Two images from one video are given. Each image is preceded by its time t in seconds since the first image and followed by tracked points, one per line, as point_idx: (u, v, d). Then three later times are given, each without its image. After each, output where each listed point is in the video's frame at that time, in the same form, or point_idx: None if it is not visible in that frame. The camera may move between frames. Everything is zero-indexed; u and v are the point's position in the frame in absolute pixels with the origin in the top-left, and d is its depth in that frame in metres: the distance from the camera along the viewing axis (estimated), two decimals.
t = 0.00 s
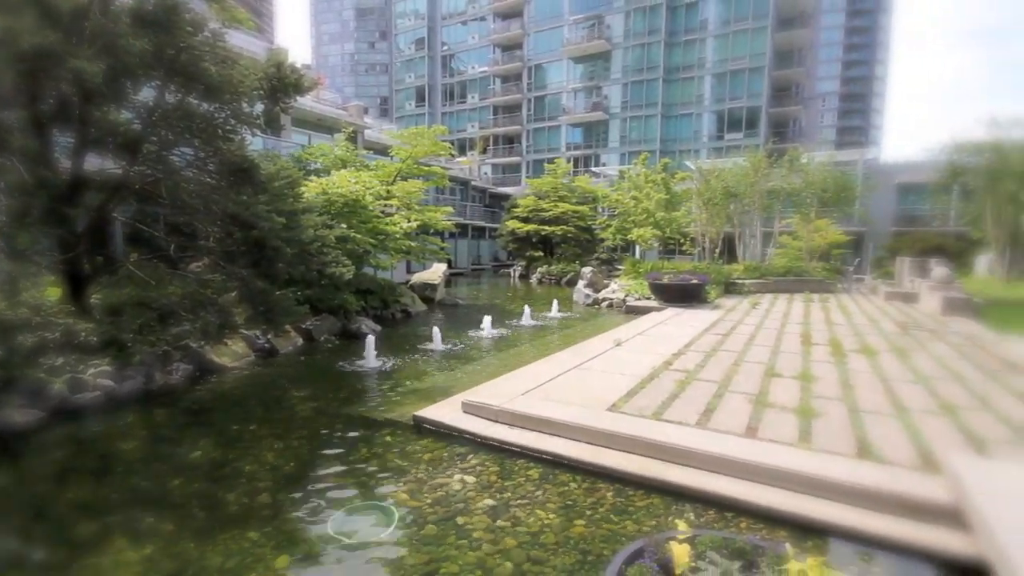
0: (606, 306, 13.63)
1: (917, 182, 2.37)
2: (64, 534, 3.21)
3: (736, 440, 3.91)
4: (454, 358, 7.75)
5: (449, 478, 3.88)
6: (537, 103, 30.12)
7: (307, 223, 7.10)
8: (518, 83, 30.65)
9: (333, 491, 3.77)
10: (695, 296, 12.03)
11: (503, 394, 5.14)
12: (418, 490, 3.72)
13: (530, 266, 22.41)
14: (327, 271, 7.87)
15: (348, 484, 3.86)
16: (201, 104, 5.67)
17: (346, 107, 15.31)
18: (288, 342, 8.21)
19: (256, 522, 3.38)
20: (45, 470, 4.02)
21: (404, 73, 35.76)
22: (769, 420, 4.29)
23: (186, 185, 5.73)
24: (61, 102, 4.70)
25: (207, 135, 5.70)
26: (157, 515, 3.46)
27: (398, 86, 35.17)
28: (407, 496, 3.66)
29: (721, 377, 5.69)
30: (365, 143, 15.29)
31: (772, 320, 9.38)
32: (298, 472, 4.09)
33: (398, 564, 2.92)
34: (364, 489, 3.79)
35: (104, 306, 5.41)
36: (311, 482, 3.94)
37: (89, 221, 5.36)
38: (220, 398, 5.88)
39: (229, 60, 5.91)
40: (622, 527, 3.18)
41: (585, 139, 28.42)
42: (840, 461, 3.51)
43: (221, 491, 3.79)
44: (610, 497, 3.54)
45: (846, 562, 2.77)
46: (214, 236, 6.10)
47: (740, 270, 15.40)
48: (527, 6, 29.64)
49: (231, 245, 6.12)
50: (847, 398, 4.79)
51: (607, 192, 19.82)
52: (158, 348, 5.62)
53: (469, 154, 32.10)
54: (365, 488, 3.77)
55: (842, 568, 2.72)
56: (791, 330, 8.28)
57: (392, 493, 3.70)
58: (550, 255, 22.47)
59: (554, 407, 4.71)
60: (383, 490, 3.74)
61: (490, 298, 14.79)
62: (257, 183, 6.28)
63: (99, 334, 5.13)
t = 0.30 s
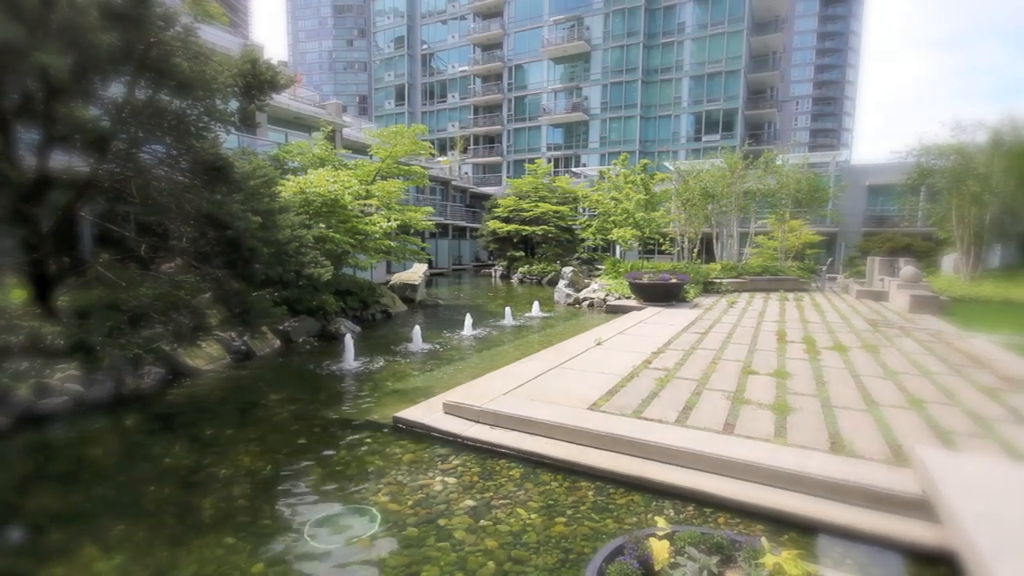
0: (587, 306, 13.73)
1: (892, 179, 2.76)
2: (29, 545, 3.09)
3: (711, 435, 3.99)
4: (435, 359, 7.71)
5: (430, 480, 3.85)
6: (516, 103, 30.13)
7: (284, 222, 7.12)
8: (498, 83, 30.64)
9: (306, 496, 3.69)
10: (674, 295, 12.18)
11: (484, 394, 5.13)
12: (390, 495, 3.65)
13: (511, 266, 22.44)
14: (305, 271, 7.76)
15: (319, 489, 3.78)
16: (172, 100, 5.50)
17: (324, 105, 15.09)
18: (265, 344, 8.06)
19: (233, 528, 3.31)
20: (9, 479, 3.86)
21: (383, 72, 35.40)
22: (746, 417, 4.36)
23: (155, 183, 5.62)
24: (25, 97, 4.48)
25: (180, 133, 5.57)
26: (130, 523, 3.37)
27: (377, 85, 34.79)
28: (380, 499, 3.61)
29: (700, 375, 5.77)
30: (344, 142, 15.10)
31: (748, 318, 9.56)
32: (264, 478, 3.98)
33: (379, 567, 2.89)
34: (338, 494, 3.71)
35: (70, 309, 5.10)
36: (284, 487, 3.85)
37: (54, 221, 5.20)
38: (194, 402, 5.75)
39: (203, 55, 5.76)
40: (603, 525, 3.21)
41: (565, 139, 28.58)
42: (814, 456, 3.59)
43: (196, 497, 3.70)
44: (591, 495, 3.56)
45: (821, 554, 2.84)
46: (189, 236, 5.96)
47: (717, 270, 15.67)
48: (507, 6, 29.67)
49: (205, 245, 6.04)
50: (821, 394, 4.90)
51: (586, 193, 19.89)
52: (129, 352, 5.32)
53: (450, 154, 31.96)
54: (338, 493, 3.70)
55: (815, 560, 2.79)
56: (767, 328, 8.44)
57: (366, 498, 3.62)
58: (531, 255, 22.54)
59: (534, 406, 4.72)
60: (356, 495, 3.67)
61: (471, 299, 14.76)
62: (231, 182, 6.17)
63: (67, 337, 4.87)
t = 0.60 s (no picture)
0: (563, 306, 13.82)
1: (855, 181, 2.99)
2: None
3: (684, 432, 4.06)
4: (411, 360, 7.65)
5: (406, 483, 3.81)
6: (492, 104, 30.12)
7: (254, 222, 7.03)
8: (473, 83, 30.58)
9: (312, 498, 3.64)
10: (648, 295, 12.34)
11: (461, 395, 5.10)
12: (405, 494, 3.64)
13: (487, 266, 22.42)
14: (276, 273, 7.60)
15: (329, 490, 3.75)
16: (136, 96, 5.30)
17: (296, 103, 14.77)
18: (235, 347, 7.85)
19: (201, 538, 3.21)
20: None
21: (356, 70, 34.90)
22: (718, 414, 4.45)
23: (119, 182, 5.30)
24: None
25: (145, 130, 5.37)
26: (92, 534, 3.24)
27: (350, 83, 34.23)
28: (388, 499, 3.60)
29: (674, 374, 5.86)
30: (316, 141, 14.86)
31: (720, 317, 9.75)
32: (272, 479, 3.95)
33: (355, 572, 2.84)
34: (347, 497, 3.66)
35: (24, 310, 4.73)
36: (282, 493, 3.78)
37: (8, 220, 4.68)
38: (161, 408, 5.57)
39: (168, 50, 5.56)
40: (580, 524, 3.23)
41: (541, 140, 28.71)
42: (785, 451, 3.67)
43: (163, 505, 3.58)
44: (568, 494, 3.58)
45: (792, 547, 2.91)
46: (154, 236, 5.73)
47: (690, 270, 15.98)
48: (482, 7, 29.66)
49: (171, 246, 5.88)
50: (790, 390, 5.03)
51: (562, 194, 20.03)
52: (90, 357, 4.98)
53: (425, 154, 31.73)
54: (350, 494, 3.66)
55: (785, 552, 2.86)
56: (737, 327, 8.63)
57: (377, 499, 3.60)
58: (508, 255, 22.56)
59: (511, 407, 4.72)
60: (368, 496, 3.64)
61: (448, 299, 14.69)
62: (197, 181, 6.03)
63: (21, 342, 4.56)
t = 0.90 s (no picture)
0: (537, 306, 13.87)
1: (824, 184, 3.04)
2: None
3: (654, 429, 4.13)
4: (384, 362, 7.57)
5: (379, 486, 3.76)
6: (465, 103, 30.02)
7: (219, 222, 6.83)
8: (446, 82, 30.41)
9: (312, 498, 3.60)
10: (621, 294, 12.49)
11: (435, 396, 5.06)
12: (404, 494, 3.60)
13: (461, 267, 22.33)
14: (244, 274, 7.40)
15: (327, 490, 3.71)
16: (91, 90, 5.08)
17: (263, 100, 14.39)
18: (200, 351, 7.60)
19: (167, 549, 3.09)
20: None
21: (326, 67, 34.25)
22: (688, 411, 4.54)
23: (74, 181, 4.94)
24: None
25: (102, 126, 5.14)
26: (47, 547, 3.10)
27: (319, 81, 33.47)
28: (387, 499, 3.56)
29: (646, 372, 5.94)
30: (285, 139, 14.54)
31: (690, 316, 9.95)
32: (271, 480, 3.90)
33: None
34: (346, 498, 3.58)
35: None
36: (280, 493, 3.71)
37: None
38: (122, 414, 5.37)
39: (127, 43, 5.36)
40: (554, 522, 3.25)
41: (514, 140, 28.75)
42: (752, 445, 3.76)
43: (124, 515, 3.45)
44: (543, 493, 3.59)
45: (760, 539, 2.98)
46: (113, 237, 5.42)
47: (661, 269, 16.25)
48: (455, 6, 29.53)
49: (131, 246, 5.63)
50: (757, 386, 5.16)
51: (536, 194, 20.11)
52: (44, 363, 4.67)
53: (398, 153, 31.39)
54: (350, 494, 3.62)
55: (753, 544, 2.93)
56: (707, 325, 8.81)
57: (377, 499, 3.56)
58: (482, 255, 22.52)
59: (485, 407, 4.70)
60: (368, 497, 3.60)
61: (421, 300, 14.57)
62: (159, 178, 5.77)
63: None
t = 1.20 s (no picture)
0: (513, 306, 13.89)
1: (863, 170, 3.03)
2: None
3: (629, 427, 4.18)
4: (357, 364, 7.46)
5: (353, 489, 3.70)
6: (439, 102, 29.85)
7: (185, 221, 6.62)
8: (419, 81, 30.18)
9: (313, 498, 3.59)
10: (595, 294, 12.60)
11: (409, 398, 5.01)
12: (404, 493, 3.59)
13: (436, 267, 22.20)
14: (210, 275, 7.18)
15: (329, 489, 3.70)
16: (46, 85, 4.86)
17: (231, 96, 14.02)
18: (165, 355, 7.35)
19: (134, 560, 2.99)
20: None
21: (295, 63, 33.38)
22: (662, 409, 4.61)
23: (28, 178, 4.71)
24: None
25: (57, 121, 4.92)
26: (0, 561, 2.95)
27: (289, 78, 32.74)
28: (387, 499, 3.55)
29: (620, 370, 6.01)
30: (253, 137, 14.20)
31: (662, 315, 10.12)
32: (274, 478, 3.90)
33: None
34: (345, 499, 3.55)
35: None
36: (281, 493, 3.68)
37: None
38: (80, 422, 5.15)
39: (84, 35, 5.08)
40: (530, 522, 3.25)
41: (488, 140, 28.73)
42: (723, 441, 3.84)
43: (83, 527, 3.32)
44: (518, 493, 3.59)
45: (731, 532, 3.05)
46: (69, 236, 5.18)
47: (634, 269, 16.48)
48: (428, 4, 29.36)
49: (89, 247, 5.40)
50: (728, 383, 5.28)
51: (510, 194, 20.15)
52: None
53: (370, 153, 30.98)
54: (350, 494, 3.60)
55: (724, 537, 3.00)
56: (679, 323, 8.98)
57: (377, 499, 3.55)
58: (456, 255, 22.42)
59: (461, 409, 4.67)
60: (368, 496, 3.58)
61: (395, 301, 14.42)
62: (120, 176, 5.53)
63: None
